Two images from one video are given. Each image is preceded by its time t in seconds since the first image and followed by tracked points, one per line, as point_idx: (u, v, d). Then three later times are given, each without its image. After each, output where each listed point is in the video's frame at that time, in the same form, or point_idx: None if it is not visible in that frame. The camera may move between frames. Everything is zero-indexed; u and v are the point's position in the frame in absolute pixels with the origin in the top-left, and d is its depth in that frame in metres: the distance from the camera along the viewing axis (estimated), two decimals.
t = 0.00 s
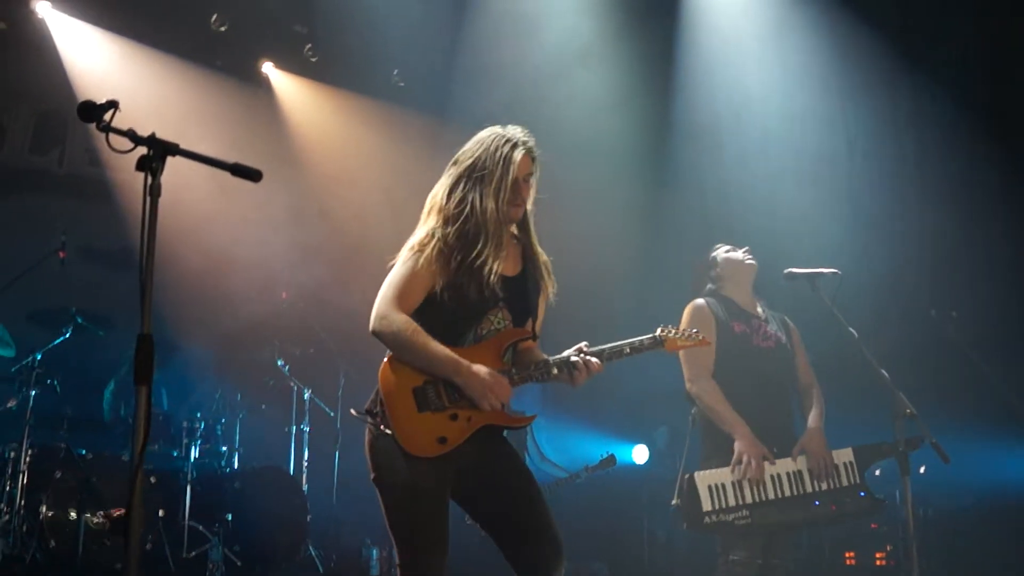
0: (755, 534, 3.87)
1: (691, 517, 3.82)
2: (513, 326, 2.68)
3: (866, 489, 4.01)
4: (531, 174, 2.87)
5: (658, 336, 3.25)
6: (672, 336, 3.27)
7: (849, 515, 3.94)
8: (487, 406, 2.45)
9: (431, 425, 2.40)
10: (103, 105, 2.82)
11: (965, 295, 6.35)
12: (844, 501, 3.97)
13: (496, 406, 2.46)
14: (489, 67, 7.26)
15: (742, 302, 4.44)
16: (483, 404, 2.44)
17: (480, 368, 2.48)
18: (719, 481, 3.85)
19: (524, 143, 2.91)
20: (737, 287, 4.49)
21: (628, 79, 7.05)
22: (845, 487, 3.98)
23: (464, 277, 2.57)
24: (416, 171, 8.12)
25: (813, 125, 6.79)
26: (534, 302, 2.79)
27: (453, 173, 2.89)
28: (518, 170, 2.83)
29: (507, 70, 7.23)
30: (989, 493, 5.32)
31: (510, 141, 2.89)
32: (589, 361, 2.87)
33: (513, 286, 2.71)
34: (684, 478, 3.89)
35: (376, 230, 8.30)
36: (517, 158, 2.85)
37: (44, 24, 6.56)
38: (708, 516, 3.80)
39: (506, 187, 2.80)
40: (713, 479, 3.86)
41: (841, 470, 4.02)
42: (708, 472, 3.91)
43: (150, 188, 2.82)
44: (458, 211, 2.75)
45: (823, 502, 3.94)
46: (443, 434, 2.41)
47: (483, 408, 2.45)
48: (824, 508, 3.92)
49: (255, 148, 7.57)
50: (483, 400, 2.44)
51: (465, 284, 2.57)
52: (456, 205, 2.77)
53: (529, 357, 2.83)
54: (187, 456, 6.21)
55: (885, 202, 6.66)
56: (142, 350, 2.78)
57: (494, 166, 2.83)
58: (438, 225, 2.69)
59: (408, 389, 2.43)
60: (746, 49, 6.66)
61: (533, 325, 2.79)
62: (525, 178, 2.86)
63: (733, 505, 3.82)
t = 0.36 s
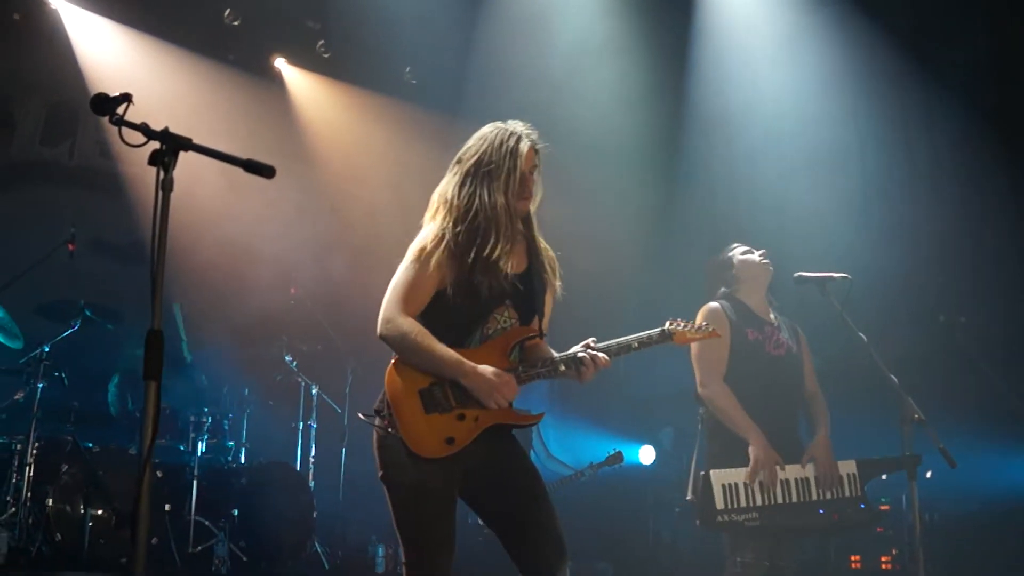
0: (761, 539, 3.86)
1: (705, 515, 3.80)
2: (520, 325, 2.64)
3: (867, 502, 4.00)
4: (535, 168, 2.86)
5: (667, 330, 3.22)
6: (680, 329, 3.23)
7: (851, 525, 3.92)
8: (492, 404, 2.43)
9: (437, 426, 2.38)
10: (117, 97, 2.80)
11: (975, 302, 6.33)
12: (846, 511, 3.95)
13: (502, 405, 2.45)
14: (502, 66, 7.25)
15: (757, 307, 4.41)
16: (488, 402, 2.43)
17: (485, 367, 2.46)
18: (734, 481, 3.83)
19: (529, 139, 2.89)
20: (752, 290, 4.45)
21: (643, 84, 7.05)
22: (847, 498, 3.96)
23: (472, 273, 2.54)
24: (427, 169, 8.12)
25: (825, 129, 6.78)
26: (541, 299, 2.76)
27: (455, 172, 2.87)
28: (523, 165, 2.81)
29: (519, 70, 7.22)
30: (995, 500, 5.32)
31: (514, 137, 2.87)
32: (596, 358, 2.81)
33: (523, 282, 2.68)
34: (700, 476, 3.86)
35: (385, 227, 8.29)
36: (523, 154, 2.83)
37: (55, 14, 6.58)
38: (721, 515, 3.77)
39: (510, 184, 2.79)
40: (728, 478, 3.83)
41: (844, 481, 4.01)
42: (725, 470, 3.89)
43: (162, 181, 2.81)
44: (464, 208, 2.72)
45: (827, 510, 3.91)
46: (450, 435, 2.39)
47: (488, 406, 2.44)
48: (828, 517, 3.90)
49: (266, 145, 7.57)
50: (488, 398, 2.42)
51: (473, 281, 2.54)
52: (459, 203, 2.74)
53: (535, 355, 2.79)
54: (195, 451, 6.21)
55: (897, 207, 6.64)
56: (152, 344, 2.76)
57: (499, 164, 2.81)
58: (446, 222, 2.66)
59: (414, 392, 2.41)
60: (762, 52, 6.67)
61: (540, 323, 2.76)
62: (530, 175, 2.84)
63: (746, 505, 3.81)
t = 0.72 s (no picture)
0: (766, 539, 3.84)
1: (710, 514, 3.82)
2: (526, 316, 2.59)
3: (870, 502, 3.97)
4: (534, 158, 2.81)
5: (674, 305, 3.13)
6: (687, 303, 3.14)
7: (852, 525, 3.91)
8: (503, 399, 2.42)
9: (450, 427, 2.36)
10: (120, 100, 2.80)
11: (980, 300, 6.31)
12: (849, 510, 3.94)
13: (513, 399, 2.43)
14: (506, 65, 7.24)
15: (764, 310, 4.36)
16: (499, 397, 2.41)
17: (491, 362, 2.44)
18: (738, 480, 3.84)
19: (523, 127, 2.83)
20: (758, 291, 4.41)
21: (649, 86, 7.07)
22: (849, 497, 3.95)
23: (474, 271, 2.51)
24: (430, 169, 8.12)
25: (828, 132, 6.79)
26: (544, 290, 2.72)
27: (451, 165, 2.83)
28: (520, 155, 2.76)
29: (523, 69, 7.22)
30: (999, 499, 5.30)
31: (508, 126, 2.82)
32: (606, 342, 2.73)
33: (524, 271, 2.63)
34: (705, 475, 3.89)
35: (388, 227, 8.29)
36: (522, 145, 2.79)
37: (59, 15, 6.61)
38: (727, 514, 3.79)
39: (509, 176, 2.74)
40: (732, 478, 3.84)
41: (847, 480, 3.99)
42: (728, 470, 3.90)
43: (165, 184, 2.81)
44: (462, 203, 2.69)
45: (830, 510, 3.91)
46: (464, 434, 2.37)
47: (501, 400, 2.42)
48: (831, 516, 3.90)
49: (269, 144, 7.57)
50: (498, 393, 2.41)
51: (475, 278, 2.51)
52: (456, 198, 2.71)
53: (543, 343, 2.71)
54: (198, 453, 6.12)
55: (901, 205, 6.63)
56: (155, 347, 2.76)
57: (495, 154, 2.76)
58: (443, 221, 2.63)
59: (424, 393, 2.39)
60: (768, 53, 6.68)
61: (545, 313, 2.73)
62: (530, 164, 2.79)
63: (751, 505, 3.82)
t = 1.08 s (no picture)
0: (764, 545, 3.83)
1: (707, 523, 3.80)
2: (538, 307, 2.48)
3: (874, 503, 4.01)
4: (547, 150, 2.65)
5: (683, 295, 3.13)
6: (696, 293, 3.14)
7: (858, 527, 3.94)
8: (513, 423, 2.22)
9: (471, 429, 2.22)
10: (124, 97, 2.79)
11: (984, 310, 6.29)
12: (854, 513, 3.96)
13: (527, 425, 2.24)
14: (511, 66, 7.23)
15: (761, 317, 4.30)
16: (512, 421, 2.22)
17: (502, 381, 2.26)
18: (734, 487, 3.83)
19: (534, 116, 2.68)
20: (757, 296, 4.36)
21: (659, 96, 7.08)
22: (854, 500, 3.97)
23: (485, 264, 2.35)
24: (434, 168, 8.10)
25: (835, 147, 6.80)
26: (551, 280, 2.59)
27: (460, 151, 2.67)
28: (532, 145, 2.60)
29: (529, 71, 7.19)
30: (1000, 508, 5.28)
31: (520, 115, 2.66)
32: (621, 333, 2.56)
33: (533, 262, 2.50)
34: (701, 483, 3.87)
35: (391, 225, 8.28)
36: (536, 135, 2.63)
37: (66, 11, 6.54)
38: (723, 521, 3.78)
39: (523, 166, 2.58)
40: (729, 484, 3.83)
41: (851, 483, 4.00)
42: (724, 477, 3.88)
43: (170, 182, 2.80)
44: (473, 190, 2.52)
45: (834, 512, 3.92)
46: (487, 435, 2.23)
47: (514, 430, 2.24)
48: (835, 519, 3.91)
49: (273, 140, 7.56)
50: (499, 416, 2.20)
51: (487, 272, 2.35)
52: (465, 187, 2.54)
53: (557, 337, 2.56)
54: (198, 449, 6.16)
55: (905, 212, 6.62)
56: (159, 345, 2.76)
57: (506, 142, 2.60)
58: (450, 211, 2.46)
59: (443, 395, 2.24)
60: (780, 65, 6.68)
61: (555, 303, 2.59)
62: (544, 152, 2.63)
63: (749, 511, 3.80)
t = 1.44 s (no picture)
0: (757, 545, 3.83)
1: (690, 520, 3.78)
2: (570, 294, 2.44)
3: (872, 505, 3.96)
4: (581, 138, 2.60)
5: (702, 287, 3.08)
6: (714, 286, 3.09)
7: (853, 528, 3.89)
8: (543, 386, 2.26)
9: (514, 411, 2.21)
10: (124, 91, 2.77)
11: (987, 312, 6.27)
12: (848, 514, 3.92)
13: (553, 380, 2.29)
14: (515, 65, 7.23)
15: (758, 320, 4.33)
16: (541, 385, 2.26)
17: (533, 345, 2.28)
18: (721, 486, 3.80)
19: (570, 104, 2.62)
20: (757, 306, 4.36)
21: (662, 102, 7.10)
22: (850, 501, 3.93)
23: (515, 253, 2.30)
24: (437, 165, 8.09)
25: (838, 144, 6.77)
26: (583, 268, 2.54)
27: (501, 132, 2.59)
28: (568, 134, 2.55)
29: (534, 69, 7.16)
30: (1000, 514, 5.25)
31: (557, 103, 2.60)
32: (648, 322, 2.65)
33: (565, 253, 2.44)
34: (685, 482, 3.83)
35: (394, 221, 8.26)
36: (575, 128, 2.58)
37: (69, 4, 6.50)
38: (707, 519, 3.74)
39: (563, 159, 2.53)
40: (715, 483, 3.80)
41: (847, 485, 3.98)
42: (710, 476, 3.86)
43: (170, 178, 2.79)
44: (510, 175, 2.46)
45: (827, 514, 3.89)
46: (531, 417, 2.23)
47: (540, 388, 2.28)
48: (827, 520, 3.88)
49: (277, 138, 7.56)
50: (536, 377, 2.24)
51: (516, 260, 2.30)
52: (503, 171, 2.48)
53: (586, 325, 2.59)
54: (199, 445, 6.13)
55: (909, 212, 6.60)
56: (157, 342, 2.74)
57: (548, 131, 2.53)
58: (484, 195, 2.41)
59: (487, 372, 2.24)
60: (785, 71, 6.69)
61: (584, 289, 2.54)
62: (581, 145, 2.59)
63: (735, 509, 3.77)
